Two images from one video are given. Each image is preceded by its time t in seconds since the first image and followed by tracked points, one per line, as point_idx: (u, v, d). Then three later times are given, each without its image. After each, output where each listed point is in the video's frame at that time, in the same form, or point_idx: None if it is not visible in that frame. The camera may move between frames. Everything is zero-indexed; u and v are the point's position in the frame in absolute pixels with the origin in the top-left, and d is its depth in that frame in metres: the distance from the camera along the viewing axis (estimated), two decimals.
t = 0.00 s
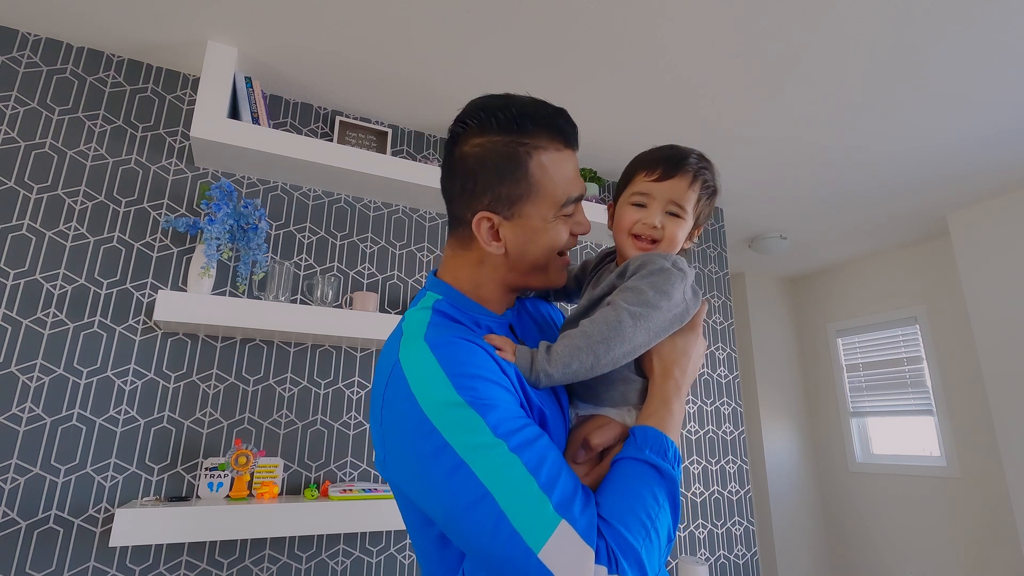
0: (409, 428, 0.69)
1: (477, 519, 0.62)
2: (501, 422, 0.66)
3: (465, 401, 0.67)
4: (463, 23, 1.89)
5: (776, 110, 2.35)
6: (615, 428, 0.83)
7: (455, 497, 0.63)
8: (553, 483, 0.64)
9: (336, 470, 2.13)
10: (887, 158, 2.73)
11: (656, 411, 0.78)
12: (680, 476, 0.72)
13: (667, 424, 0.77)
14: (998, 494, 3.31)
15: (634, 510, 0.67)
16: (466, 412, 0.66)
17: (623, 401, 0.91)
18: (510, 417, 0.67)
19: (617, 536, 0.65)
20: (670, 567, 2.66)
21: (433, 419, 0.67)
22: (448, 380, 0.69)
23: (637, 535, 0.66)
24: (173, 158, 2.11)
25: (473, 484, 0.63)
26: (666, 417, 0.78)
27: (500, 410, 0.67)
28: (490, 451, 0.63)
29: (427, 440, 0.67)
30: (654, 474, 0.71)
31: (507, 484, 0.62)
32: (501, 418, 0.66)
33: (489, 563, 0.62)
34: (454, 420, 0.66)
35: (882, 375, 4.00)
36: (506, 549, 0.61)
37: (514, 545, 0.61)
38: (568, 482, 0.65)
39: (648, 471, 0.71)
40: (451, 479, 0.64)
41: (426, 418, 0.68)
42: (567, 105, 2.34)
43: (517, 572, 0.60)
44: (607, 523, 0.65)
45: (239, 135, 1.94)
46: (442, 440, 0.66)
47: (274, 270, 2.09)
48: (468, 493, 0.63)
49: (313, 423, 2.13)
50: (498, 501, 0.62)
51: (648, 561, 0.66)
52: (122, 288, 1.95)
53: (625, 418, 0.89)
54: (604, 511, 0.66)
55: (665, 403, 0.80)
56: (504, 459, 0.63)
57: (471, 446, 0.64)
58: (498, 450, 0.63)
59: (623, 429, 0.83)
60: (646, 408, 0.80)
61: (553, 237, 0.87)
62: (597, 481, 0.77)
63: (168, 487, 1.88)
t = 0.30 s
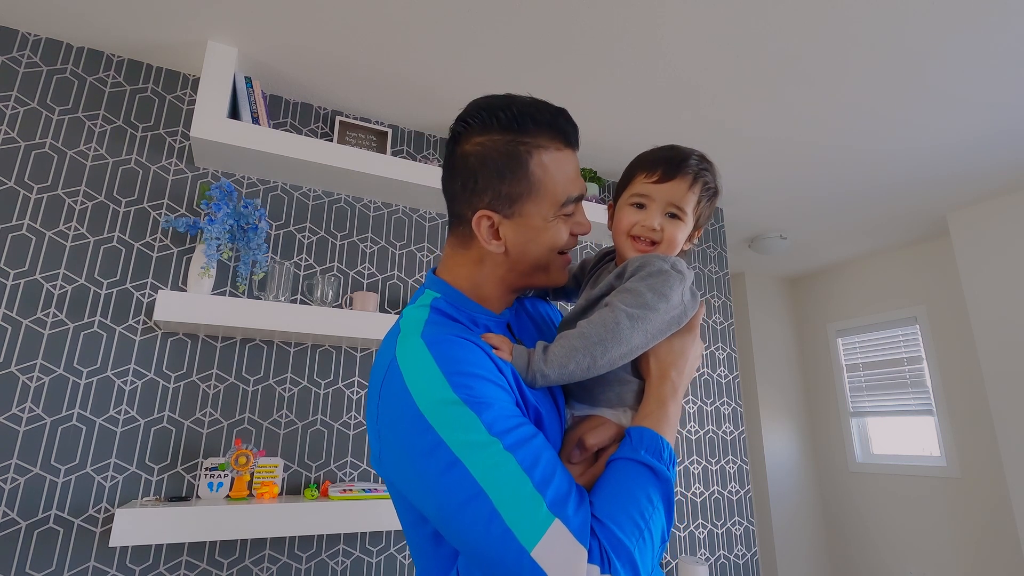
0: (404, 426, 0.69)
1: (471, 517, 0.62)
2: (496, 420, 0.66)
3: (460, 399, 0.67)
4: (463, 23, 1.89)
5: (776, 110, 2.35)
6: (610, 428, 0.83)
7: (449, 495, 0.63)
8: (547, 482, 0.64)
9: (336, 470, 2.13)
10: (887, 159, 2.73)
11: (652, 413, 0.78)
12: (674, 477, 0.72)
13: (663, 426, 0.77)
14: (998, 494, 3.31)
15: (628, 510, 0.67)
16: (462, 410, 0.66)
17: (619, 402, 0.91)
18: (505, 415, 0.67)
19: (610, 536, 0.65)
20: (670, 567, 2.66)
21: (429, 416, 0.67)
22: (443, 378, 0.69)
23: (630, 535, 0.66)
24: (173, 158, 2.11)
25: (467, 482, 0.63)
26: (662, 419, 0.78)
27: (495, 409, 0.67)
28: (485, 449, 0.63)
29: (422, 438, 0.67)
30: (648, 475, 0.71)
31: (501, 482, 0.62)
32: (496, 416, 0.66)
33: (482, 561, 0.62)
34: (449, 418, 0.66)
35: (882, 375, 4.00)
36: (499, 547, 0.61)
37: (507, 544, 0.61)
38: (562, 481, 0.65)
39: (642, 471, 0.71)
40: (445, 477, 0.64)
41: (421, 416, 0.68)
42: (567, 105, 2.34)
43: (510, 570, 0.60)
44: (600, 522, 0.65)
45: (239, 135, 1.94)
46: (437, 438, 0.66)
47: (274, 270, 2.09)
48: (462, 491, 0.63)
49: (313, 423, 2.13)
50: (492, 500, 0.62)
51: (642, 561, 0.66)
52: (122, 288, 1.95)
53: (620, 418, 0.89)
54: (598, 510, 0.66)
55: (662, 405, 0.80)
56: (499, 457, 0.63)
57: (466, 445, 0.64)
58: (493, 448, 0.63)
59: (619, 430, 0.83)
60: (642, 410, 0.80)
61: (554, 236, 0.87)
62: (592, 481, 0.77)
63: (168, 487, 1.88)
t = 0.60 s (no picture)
0: (405, 423, 0.69)
1: (471, 514, 0.62)
2: (496, 417, 0.66)
3: (460, 396, 0.67)
4: (463, 23, 1.89)
5: (776, 110, 2.35)
6: (610, 426, 0.83)
7: (449, 492, 0.63)
8: (547, 479, 0.64)
9: (336, 470, 2.13)
10: (887, 159, 2.73)
11: (652, 411, 0.78)
12: (674, 475, 0.72)
13: (663, 424, 0.77)
14: (998, 493, 3.31)
15: (628, 507, 0.67)
16: (462, 406, 0.66)
17: (617, 401, 0.91)
18: (506, 412, 0.67)
19: (610, 533, 0.65)
20: (670, 567, 2.66)
21: (429, 413, 0.67)
22: (444, 375, 0.69)
23: (629, 532, 0.66)
24: (173, 158, 2.11)
25: (468, 479, 0.63)
26: (662, 417, 0.78)
27: (495, 405, 0.67)
28: (485, 445, 0.63)
29: (422, 434, 0.67)
30: (648, 472, 0.71)
31: (501, 479, 0.62)
32: (496, 413, 0.66)
33: (482, 558, 0.62)
34: (449, 414, 0.66)
35: (882, 375, 4.00)
36: (498, 544, 0.61)
37: (507, 540, 0.61)
38: (562, 478, 0.65)
39: (642, 469, 0.71)
40: (445, 473, 0.64)
41: (422, 412, 0.68)
42: (567, 105, 2.34)
43: (510, 567, 0.60)
44: (600, 519, 0.65)
45: (240, 135, 1.94)
46: (437, 434, 0.66)
47: (274, 270, 2.09)
48: (462, 488, 0.63)
49: (313, 423, 2.13)
50: (492, 496, 0.62)
51: (641, 559, 0.66)
52: (122, 288, 1.95)
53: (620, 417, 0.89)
54: (598, 507, 0.66)
55: (661, 404, 0.80)
56: (499, 453, 0.63)
57: (467, 441, 0.64)
58: (493, 444, 0.63)
59: (618, 428, 0.83)
60: (642, 408, 0.80)
61: (550, 229, 0.86)
62: (592, 479, 0.77)
63: (168, 487, 1.88)
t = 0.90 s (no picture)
0: (412, 425, 0.69)
1: (481, 515, 0.62)
2: (505, 418, 0.66)
3: (467, 397, 0.67)
4: (463, 23, 1.89)
5: (776, 110, 2.35)
6: (616, 425, 0.83)
7: (459, 494, 0.63)
8: (557, 479, 0.64)
9: (336, 470, 2.13)
10: (887, 159, 2.73)
11: (657, 409, 0.78)
12: (682, 472, 0.72)
13: (668, 421, 0.77)
14: (998, 493, 3.31)
15: (638, 506, 0.67)
16: (470, 408, 0.66)
17: (622, 399, 0.91)
18: (514, 413, 0.67)
19: (621, 531, 0.64)
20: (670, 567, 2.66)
21: (436, 415, 0.67)
22: (451, 377, 0.69)
23: (639, 530, 0.66)
24: (173, 158, 2.11)
25: (477, 480, 0.63)
26: (668, 414, 0.78)
27: (503, 407, 0.67)
28: (493, 446, 0.63)
29: (430, 436, 0.67)
30: (657, 470, 0.71)
31: (511, 480, 0.62)
32: (504, 414, 0.66)
33: (493, 558, 0.62)
34: (457, 416, 0.66)
35: (882, 375, 4.00)
36: (510, 544, 0.61)
37: (517, 540, 0.61)
38: (571, 478, 0.65)
39: (650, 467, 0.71)
40: (454, 475, 0.64)
41: (429, 415, 0.68)
42: (567, 104, 2.34)
43: (522, 568, 0.60)
44: (610, 518, 0.65)
45: (240, 135, 1.94)
46: (445, 436, 0.66)
47: (274, 270, 2.09)
48: (472, 489, 0.63)
49: (313, 423, 2.13)
50: (502, 497, 0.62)
51: (651, 557, 0.66)
52: (122, 288, 1.95)
53: (624, 415, 0.89)
54: (607, 506, 0.66)
55: (667, 401, 0.80)
56: (507, 454, 0.63)
57: (475, 442, 0.64)
58: (501, 445, 0.63)
59: (624, 426, 0.83)
60: (647, 406, 0.80)
61: (534, 203, 0.87)
62: (599, 478, 0.77)
63: (168, 487, 1.88)
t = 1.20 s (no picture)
0: (415, 429, 0.69)
1: (487, 518, 0.62)
2: (508, 421, 0.66)
3: (470, 400, 0.67)
4: (463, 23, 1.89)
5: (776, 110, 2.35)
6: (622, 425, 0.83)
7: (464, 498, 0.63)
8: (562, 481, 0.64)
9: (336, 470, 2.13)
10: (887, 158, 2.73)
11: (662, 407, 0.78)
12: (687, 471, 0.72)
13: (673, 420, 0.77)
14: (998, 493, 3.31)
15: (644, 506, 0.67)
16: (473, 411, 0.66)
17: (627, 397, 0.91)
18: (517, 415, 0.67)
19: (627, 532, 0.64)
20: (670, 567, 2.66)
21: (439, 419, 0.67)
22: (452, 380, 0.69)
23: (646, 530, 0.66)
24: (173, 158, 2.11)
25: (482, 483, 0.63)
26: (673, 412, 0.78)
27: (506, 409, 0.67)
28: (497, 448, 0.63)
29: (434, 441, 0.67)
30: (662, 470, 0.71)
31: (515, 482, 0.62)
32: (508, 417, 0.66)
33: (499, 562, 0.62)
34: (460, 420, 0.66)
35: (882, 375, 4.00)
36: (516, 548, 0.61)
37: (524, 542, 0.61)
38: (576, 479, 0.65)
39: (655, 466, 0.71)
40: (458, 479, 0.64)
41: (432, 419, 0.68)
42: (567, 105, 2.34)
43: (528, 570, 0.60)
44: (616, 519, 0.65)
45: (240, 135, 1.94)
46: (449, 440, 0.66)
47: (274, 270, 2.08)
48: (476, 493, 0.63)
49: (313, 423, 2.13)
50: (507, 501, 0.62)
51: (657, 556, 0.66)
52: (122, 288, 1.95)
53: (629, 414, 0.89)
54: (613, 506, 0.66)
55: (671, 399, 0.80)
56: (511, 456, 0.63)
57: (479, 446, 0.64)
58: (505, 448, 0.63)
59: (629, 425, 0.83)
60: (652, 404, 0.80)
61: (507, 186, 0.87)
62: (605, 477, 0.77)
63: (168, 487, 1.88)
